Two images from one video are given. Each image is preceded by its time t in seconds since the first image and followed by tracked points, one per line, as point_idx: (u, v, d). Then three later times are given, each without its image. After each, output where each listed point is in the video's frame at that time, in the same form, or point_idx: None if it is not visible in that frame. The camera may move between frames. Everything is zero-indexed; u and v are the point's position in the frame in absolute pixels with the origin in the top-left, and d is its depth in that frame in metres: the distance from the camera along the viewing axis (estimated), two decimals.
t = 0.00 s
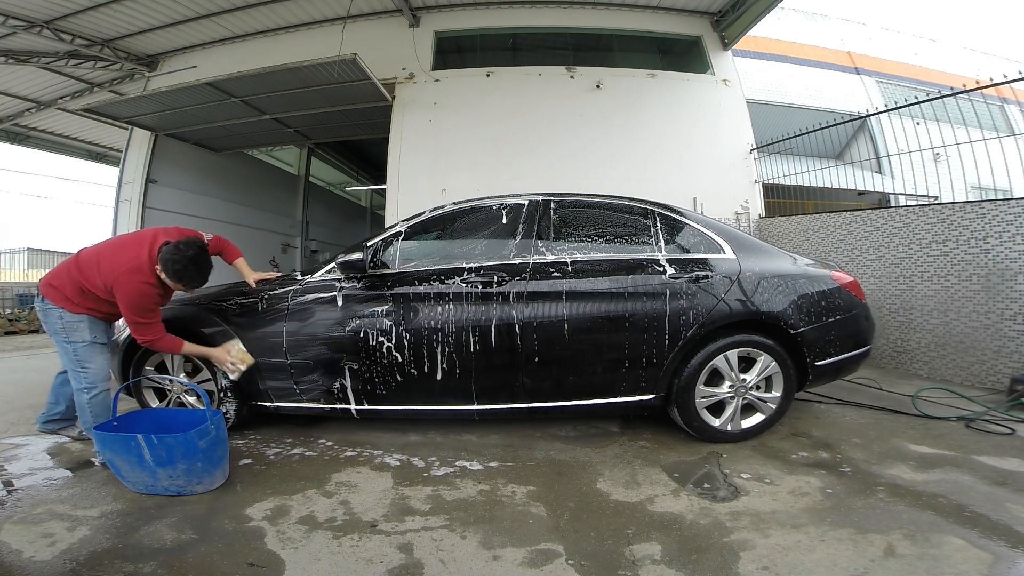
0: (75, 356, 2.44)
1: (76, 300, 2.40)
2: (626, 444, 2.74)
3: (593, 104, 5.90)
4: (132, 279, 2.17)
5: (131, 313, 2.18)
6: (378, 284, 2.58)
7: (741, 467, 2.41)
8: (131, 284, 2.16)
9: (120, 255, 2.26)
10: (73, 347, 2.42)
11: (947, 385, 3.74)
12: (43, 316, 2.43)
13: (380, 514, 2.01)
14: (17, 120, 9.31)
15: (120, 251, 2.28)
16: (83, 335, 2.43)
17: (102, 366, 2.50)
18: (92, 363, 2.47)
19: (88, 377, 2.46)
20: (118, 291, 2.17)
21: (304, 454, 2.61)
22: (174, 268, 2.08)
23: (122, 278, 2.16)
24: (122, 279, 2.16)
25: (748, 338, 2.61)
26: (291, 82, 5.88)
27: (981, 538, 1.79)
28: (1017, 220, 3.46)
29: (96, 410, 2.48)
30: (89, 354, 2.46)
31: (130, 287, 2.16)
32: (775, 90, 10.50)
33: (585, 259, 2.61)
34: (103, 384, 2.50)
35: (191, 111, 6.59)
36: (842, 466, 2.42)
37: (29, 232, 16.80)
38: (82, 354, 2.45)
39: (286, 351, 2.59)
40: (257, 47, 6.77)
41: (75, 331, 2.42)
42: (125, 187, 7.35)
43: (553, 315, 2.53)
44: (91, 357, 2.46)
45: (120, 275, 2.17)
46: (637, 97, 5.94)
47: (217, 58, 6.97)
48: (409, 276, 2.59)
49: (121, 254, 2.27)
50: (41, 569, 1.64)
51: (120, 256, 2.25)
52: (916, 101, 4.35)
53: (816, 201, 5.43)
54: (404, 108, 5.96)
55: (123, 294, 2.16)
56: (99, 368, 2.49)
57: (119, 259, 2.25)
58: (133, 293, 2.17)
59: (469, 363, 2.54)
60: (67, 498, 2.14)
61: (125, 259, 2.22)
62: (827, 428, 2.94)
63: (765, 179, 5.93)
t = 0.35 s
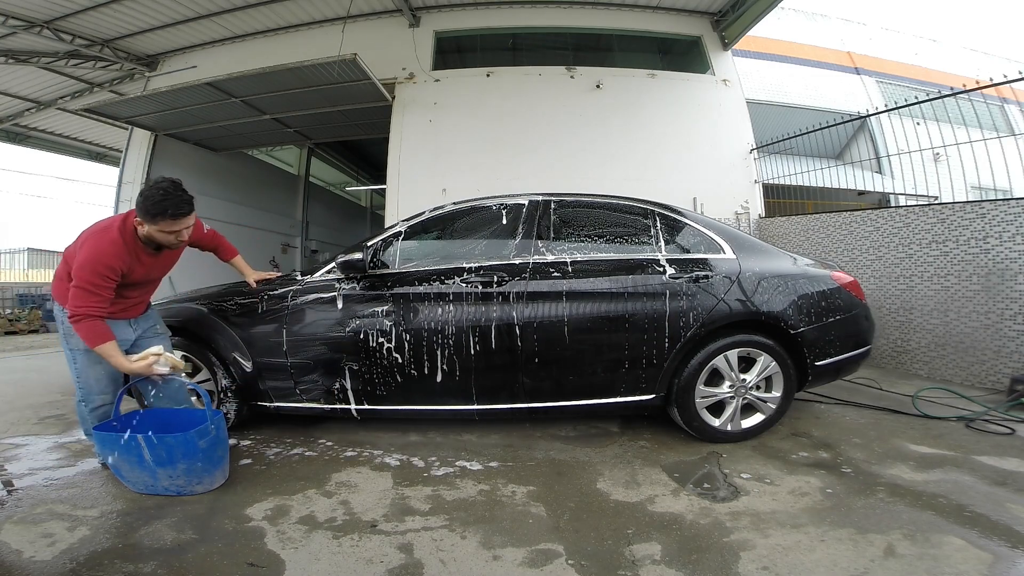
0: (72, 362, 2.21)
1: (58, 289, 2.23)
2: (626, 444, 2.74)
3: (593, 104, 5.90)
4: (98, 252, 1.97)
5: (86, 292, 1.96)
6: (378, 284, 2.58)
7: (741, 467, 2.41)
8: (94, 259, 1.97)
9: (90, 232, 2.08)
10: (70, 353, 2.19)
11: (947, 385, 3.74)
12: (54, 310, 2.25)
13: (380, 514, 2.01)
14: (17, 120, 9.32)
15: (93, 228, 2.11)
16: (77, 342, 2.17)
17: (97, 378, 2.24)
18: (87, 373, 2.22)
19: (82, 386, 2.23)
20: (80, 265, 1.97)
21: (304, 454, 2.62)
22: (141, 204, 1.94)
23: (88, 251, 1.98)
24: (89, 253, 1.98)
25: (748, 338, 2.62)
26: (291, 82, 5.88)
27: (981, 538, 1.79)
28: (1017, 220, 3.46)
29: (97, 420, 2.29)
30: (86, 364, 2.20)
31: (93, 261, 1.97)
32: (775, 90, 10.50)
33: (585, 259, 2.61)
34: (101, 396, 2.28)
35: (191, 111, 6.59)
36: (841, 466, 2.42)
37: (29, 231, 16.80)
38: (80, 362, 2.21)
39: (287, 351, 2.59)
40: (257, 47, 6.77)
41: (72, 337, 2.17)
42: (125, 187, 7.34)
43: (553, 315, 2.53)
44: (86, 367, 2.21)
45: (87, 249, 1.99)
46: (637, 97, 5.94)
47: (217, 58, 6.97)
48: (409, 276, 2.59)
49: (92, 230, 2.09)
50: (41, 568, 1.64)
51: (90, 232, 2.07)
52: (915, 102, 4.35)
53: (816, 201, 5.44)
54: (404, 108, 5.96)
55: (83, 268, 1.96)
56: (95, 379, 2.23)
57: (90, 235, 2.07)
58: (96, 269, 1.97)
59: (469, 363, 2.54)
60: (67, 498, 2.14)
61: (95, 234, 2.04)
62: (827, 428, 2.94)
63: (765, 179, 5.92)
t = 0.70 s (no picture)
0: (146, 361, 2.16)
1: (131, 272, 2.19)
2: (626, 444, 2.74)
3: (593, 104, 5.90)
4: (195, 219, 2.00)
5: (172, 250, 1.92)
6: (378, 284, 2.58)
7: (741, 467, 2.41)
8: (188, 224, 1.99)
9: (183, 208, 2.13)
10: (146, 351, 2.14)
11: (947, 385, 3.74)
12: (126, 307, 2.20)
13: (380, 514, 2.01)
14: (17, 120, 9.32)
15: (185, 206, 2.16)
16: (155, 340, 2.13)
17: (171, 378, 2.19)
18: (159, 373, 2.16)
19: (149, 387, 2.16)
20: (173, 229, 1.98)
21: (304, 454, 2.62)
22: (257, 174, 2.06)
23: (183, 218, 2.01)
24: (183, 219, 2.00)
25: (748, 338, 2.62)
26: (291, 82, 5.88)
27: (981, 538, 1.79)
28: (1017, 220, 3.46)
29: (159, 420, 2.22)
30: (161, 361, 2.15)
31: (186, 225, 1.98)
32: (775, 90, 10.50)
33: (585, 259, 2.61)
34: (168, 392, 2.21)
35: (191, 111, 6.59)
36: (841, 466, 2.42)
37: (29, 231, 16.81)
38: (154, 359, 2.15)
39: (287, 351, 2.59)
40: (257, 47, 6.77)
41: (150, 334, 2.13)
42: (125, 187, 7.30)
43: (553, 315, 2.53)
44: (162, 367, 2.16)
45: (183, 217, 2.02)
46: (637, 97, 5.94)
47: (217, 58, 6.97)
48: (409, 276, 2.58)
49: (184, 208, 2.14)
50: (41, 568, 1.64)
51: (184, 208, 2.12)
52: (915, 101, 4.35)
53: (816, 201, 5.44)
54: (404, 108, 5.96)
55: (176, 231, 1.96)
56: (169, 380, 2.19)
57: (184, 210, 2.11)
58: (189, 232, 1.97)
59: (469, 363, 2.54)
60: (67, 498, 2.14)
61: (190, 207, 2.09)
62: (827, 428, 2.94)
63: (765, 179, 5.92)
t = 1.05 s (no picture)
0: (250, 378, 1.97)
1: (212, 291, 1.98)
2: (626, 444, 2.74)
3: (593, 104, 5.90)
4: (309, 238, 1.77)
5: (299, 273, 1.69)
6: (378, 284, 2.58)
7: (741, 467, 2.41)
8: (304, 240, 1.76)
9: (276, 219, 1.90)
10: (249, 367, 1.96)
11: (948, 386, 3.74)
12: (206, 328, 2.00)
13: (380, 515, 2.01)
14: (16, 120, 9.32)
15: (275, 215, 1.92)
16: (257, 349, 1.97)
17: (284, 386, 2.02)
18: (272, 385, 1.99)
19: (269, 402, 1.98)
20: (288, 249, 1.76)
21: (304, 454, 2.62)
22: (374, 193, 1.87)
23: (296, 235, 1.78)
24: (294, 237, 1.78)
25: (748, 338, 2.62)
26: (291, 82, 5.88)
27: (981, 538, 1.79)
28: (1017, 220, 3.46)
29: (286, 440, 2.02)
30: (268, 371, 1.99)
31: (304, 242, 1.76)
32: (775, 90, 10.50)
33: (585, 259, 2.61)
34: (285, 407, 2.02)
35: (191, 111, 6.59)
36: (841, 466, 2.42)
37: (29, 231, 16.81)
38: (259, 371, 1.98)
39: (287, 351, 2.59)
40: (257, 47, 6.77)
41: (248, 343, 1.96)
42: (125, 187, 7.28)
43: (554, 315, 2.53)
44: (270, 377, 1.99)
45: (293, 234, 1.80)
46: (637, 97, 5.94)
47: (217, 58, 6.97)
48: (409, 276, 2.58)
49: (277, 218, 1.90)
50: (41, 569, 1.64)
51: (279, 218, 1.89)
52: (915, 101, 4.34)
53: (816, 201, 5.47)
54: (404, 108, 5.96)
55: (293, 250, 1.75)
56: (282, 392, 2.01)
57: (280, 222, 1.88)
58: (310, 251, 1.75)
59: (469, 364, 2.54)
60: (67, 498, 2.14)
61: (289, 218, 1.86)
62: (827, 428, 2.94)
63: (765, 179, 5.91)
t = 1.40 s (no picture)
0: (288, 381, 1.94)
1: (274, 286, 1.81)
2: (626, 444, 2.74)
3: (592, 105, 5.90)
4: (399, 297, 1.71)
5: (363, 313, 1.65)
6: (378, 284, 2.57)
7: (741, 467, 2.41)
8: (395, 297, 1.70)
9: (368, 242, 1.74)
10: (292, 371, 1.92)
11: (947, 385, 3.74)
12: (253, 318, 1.87)
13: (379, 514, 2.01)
14: (16, 120, 9.32)
15: (368, 235, 1.76)
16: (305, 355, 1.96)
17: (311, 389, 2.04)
18: (306, 392, 2.00)
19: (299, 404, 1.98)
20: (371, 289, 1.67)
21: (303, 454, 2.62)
22: (466, 264, 1.93)
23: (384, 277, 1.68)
24: (382, 276, 1.68)
25: (748, 338, 2.62)
26: (291, 82, 5.88)
27: (982, 538, 1.79)
28: (1017, 220, 3.46)
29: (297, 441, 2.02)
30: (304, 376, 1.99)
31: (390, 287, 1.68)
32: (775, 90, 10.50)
33: (584, 259, 2.61)
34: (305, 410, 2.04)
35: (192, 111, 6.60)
36: (841, 466, 2.42)
37: (29, 232, 16.81)
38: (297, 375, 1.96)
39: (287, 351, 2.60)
40: (257, 47, 6.77)
41: (298, 348, 1.93)
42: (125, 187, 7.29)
43: (554, 315, 2.53)
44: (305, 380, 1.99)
45: (384, 272, 1.68)
46: (637, 97, 5.94)
47: (217, 58, 6.97)
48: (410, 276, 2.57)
49: (369, 240, 1.74)
50: (41, 568, 1.64)
51: (372, 242, 1.73)
52: (916, 101, 4.34)
53: (816, 201, 5.53)
54: (404, 108, 5.96)
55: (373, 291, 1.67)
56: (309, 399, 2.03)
57: (372, 247, 1.73)
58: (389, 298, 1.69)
59: (469, 364, 2.54)
60: (67, 498, 2.14)
61: (384, 249, 1.72)
62: (827, 428, 2.94)
63: (765, 179, 5.90)
